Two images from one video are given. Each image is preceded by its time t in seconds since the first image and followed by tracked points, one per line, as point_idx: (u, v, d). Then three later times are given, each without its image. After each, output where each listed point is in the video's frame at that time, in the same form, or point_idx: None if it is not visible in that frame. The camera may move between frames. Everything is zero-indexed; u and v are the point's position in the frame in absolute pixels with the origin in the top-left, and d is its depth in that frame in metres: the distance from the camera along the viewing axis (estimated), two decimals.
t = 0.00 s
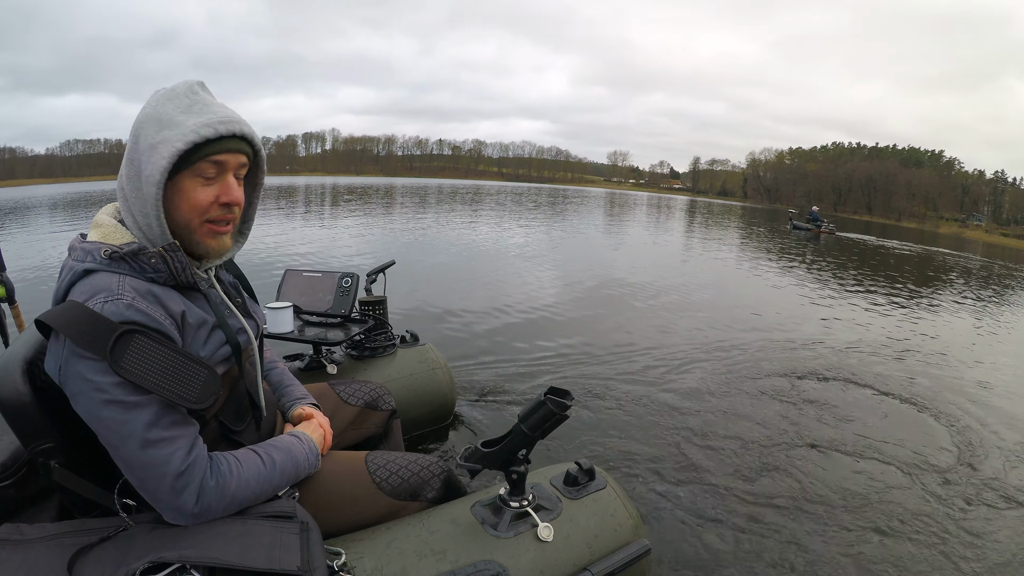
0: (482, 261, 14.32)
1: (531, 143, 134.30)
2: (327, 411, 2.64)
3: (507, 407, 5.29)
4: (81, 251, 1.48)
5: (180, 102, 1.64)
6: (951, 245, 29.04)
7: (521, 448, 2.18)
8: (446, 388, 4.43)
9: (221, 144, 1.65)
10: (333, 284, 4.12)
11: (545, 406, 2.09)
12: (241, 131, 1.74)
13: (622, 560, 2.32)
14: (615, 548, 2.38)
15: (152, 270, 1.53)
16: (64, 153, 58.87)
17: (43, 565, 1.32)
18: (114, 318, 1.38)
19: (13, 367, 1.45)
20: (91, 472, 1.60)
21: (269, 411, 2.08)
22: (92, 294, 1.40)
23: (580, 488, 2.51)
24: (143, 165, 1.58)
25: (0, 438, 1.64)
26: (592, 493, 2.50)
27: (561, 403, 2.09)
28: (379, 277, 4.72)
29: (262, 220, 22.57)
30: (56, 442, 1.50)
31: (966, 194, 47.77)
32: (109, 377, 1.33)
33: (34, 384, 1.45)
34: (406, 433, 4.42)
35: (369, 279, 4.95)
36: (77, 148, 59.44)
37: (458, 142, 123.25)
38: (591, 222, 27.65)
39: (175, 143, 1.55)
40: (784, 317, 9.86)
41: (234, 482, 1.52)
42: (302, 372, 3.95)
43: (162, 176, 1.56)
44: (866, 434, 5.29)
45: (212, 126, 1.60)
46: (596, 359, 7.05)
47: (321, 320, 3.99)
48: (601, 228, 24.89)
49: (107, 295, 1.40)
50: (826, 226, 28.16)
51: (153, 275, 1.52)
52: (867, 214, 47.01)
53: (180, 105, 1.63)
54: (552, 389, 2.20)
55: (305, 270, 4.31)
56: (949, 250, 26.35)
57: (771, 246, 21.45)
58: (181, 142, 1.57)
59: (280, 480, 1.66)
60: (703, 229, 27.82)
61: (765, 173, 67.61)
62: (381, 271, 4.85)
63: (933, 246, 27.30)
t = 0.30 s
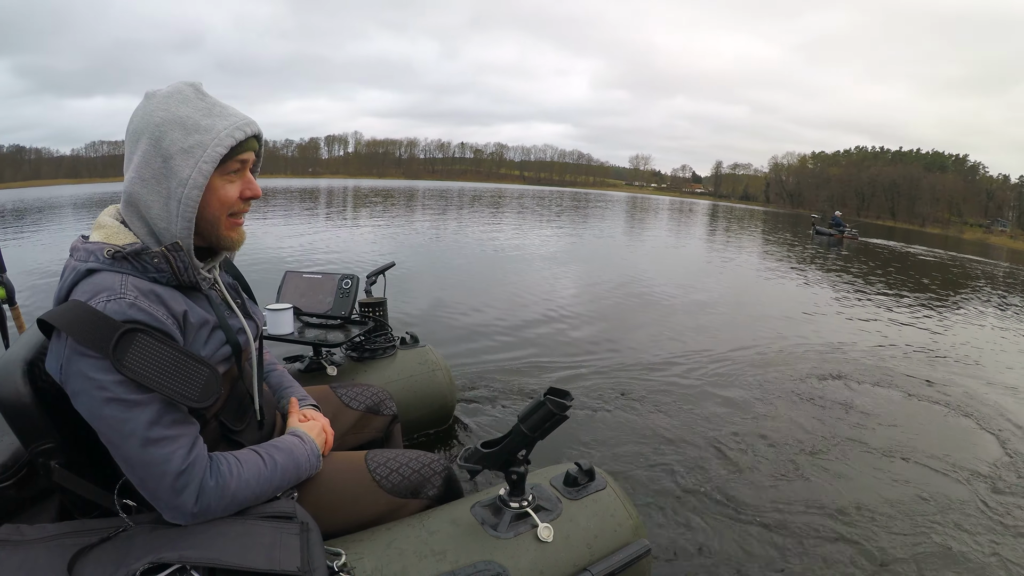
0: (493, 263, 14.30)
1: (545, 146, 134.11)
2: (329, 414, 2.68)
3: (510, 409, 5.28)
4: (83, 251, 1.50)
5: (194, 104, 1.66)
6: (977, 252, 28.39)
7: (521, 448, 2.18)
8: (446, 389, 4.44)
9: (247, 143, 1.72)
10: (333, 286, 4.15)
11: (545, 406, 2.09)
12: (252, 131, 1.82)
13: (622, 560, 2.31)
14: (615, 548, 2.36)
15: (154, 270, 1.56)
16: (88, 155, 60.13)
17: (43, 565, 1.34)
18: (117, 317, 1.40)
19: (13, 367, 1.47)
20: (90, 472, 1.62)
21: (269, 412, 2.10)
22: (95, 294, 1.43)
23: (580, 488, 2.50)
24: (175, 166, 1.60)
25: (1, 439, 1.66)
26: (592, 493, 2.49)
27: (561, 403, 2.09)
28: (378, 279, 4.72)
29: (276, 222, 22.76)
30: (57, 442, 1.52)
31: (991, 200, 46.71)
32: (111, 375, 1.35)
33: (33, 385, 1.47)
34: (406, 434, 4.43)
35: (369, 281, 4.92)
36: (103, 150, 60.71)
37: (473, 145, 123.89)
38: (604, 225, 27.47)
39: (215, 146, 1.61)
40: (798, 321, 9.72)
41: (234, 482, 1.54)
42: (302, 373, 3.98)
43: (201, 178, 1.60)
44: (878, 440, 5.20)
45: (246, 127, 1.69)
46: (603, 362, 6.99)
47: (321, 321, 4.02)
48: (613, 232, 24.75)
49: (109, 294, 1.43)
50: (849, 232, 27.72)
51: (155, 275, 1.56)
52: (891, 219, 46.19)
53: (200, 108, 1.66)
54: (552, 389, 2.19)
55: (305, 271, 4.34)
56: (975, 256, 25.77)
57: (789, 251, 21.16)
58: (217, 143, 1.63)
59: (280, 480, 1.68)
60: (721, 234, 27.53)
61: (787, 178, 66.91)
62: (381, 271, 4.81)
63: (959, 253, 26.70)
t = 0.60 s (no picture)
0: (498, 261, 14.28)
1: (553, 144, 133.86)
2: (332, 418, 2.68)
3: (511, 409, 5.26)
4: (81, 250, 1.50)
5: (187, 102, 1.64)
6: (987, 257, 28.11)
7: (520, 448, 2.17)
8: (446, 389, 4.43)
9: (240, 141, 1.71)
10: (333, 285, 4.15)
11: (545, 406, 2.07)
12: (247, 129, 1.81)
13: (622, 561, 2.29)
14: (615, 548, 2.35)
15: (152, 267, 1.55)
16: (98, 147, 60.51)
17: (43, 565, 1.33)
18: (114, 316, 1.40)
19: (13, 367, 1.48)
20: (90, 471, 1.62)
21: (268, 411, 2.10)
22: (92, 293, 1.42)
23: (580, 488, 2.49)
24: (166, 163, 1.59)
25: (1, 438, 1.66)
26: (592, 493, 2.47)
27: (562, 403, 2.08)
28: (379, 278, 4.72)
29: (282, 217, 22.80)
30: (56, 442, 1.52)
31: (1003, 205, 46.22)
32: (110, 375, 1.34)
33: (33, 384, 1.48)
34: (406, 432, 4.43)
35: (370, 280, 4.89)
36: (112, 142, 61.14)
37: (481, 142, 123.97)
38: (610, 224, 27.37)
39: (206, 143, 1.59)
40: (803, 324, 9.64)
41: (234, 481, 1.54)
42: (302, 372, 3.98)
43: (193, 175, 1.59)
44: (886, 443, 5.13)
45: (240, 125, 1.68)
46: (605, 362, 6.95)
47: (321, 320, 4.02)
48: (620, 231, 24.66)
49: (106, 294, 1.42)
50: (858, 235, 27.51)
51: (153, 273, 1.55)
52: (900, 223, 45.81)
53: (191, 105, 1.64)
54: (552, 389, 2.18)
55: (305, 270, 4.33)
56: (985, 261, 25.51)
57: (796, 253, 21.03)
58: (208, 140, 1.61)
59: (280, 479, 1.67)
60: (728, 235, 27.40)
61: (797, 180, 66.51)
62: (381, 271, 4.79)
63: (968, 257, 26.46)
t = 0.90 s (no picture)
0: (498, 262, 14.30)
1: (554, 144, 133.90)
2: (332, 422, 2.70)
3: (511, 409, 5.28)
4: (74, 253, 1.50)
5: (172, 100, 1.65)
6: (988, 252, 28.10)
7: (521, 448, 2.17)
8: (446, 390, 4.44)
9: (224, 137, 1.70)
10: (333, 286, 4.16)
11: (545, 406, 2.09)
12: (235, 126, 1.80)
13: (622, 561, 2.29)
14: (615, 548, 2.35)
15: (146, 268, 1.56)
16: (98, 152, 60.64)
17: (43, 566, 1.34)
18: (109, 319, 1.40)
19: (13, 367, 1.48)
20: (90, 471, 1.63)
21: (268, 410, 2.11)
22: (87, 296, 1.43)
23: (580, 488, 2.49)
24: (150, 161, 1.59)
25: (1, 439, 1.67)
26: (592, 493, 2.48)
27: (561, 403, 2.08)
28: (379, 279, 4.72)
29: (284, 220, 22.84)
30: (56, 443, 1.53)
31: (1004, 200, 46.22)
32: (107, 379, 1.35)
33: (32, 384, 1.48)
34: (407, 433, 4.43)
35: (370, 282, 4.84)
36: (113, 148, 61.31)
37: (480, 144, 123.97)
38: (610, 224, 27.39)
39: (187, 139, 1.58)
40: (804, 321, 9.65)
41: (235, 482, 1.55)
42: (302, 373, 3.98)
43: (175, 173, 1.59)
44: (886, 441, 5.14)
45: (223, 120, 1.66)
46: (606, 361, 6.96)
47: (321, 321, 4.03)
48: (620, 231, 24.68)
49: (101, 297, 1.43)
50: (859, 232, 27.53)
51: (147, 274, 1.56)
52: (900, 219, 45.82)
53: (174, 102, 1.64)
54: (552, 389, 2.19)
55: (305, 271, 4.34)
56: (987, 257, 25.49)
57: (797, 251, 21.04)
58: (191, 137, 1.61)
59: (280, 480, 1.68)
60: (729, 233, 27.41)
61: (797, 178, 66.58)
62: (381, 272, 4.75)
63: (969, 253, 26.45)
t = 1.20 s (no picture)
0: (501, 259, 14.27)
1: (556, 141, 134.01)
2: (333, 420, 2.71)
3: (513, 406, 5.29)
4: (70, 255, 1.51)
5: (155, 98, 1.67)
6: (993, 245, 27.99)
7: (521, 448, 2.18)
8: (447, 390, 4.46)
9: (192, 136, 1.67)
10: (333, 285, 4.17)
11: (545, 406, 2.09)
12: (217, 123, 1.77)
13: (622, 561, 2.30)
14: (615, 548, 2.36)
15: (142, 271, 1.56)
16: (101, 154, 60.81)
17: (43, 565, 1.35)
18: (105, 322, 1.41)
19: (13, 367, 1.50)
20: (91, 471, 1.64)
21: (267, 410, 2.12)
22: (83, 298, 1.43)
23: (580, 488, 2.50)
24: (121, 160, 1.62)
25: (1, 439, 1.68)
26: (592, 493, 2.49)
27: (561, 403, 2.09)
28: (379, 279, 4.74)
29: (287, 219, 22.85)
30: (56, 443, 1.54)
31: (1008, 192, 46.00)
32: (103, 383, 1.36)
33: (32, 383, 1.49)
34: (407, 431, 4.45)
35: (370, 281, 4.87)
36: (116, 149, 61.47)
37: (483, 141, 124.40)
38: (613, 220, 27.32)
39: (146, 137, 1.57)
40: (808, 315, 9.62)
41: (235, 483, 1.56)
42: (302, 373, 3.99)
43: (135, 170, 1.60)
44: (890, 434, 5.14)
45: (188, 117, 1.62)
46: (608, 357, 6.96)
47: (321, 321, 4.04)
48: (624, 227, 24.60)
49: (97, 299, 1.43)
50: (863, 225, 27.43)
51: (143, 276, 1.56)
52: (904, 212, 45.63)
53: (152, 101, 1.66)
54: (552, 388, 2.19)
55: (306, 270, 4.36)
56: (993, 249, 25.37)
57: (801, 245, 20.98)
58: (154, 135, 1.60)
59: (281, 481, 1.70)
60: (733, 228, 27.36)
61: (801, 172, 66.29)
62: (381, 272, 4.78)
63: (975, 246, 26.34)
